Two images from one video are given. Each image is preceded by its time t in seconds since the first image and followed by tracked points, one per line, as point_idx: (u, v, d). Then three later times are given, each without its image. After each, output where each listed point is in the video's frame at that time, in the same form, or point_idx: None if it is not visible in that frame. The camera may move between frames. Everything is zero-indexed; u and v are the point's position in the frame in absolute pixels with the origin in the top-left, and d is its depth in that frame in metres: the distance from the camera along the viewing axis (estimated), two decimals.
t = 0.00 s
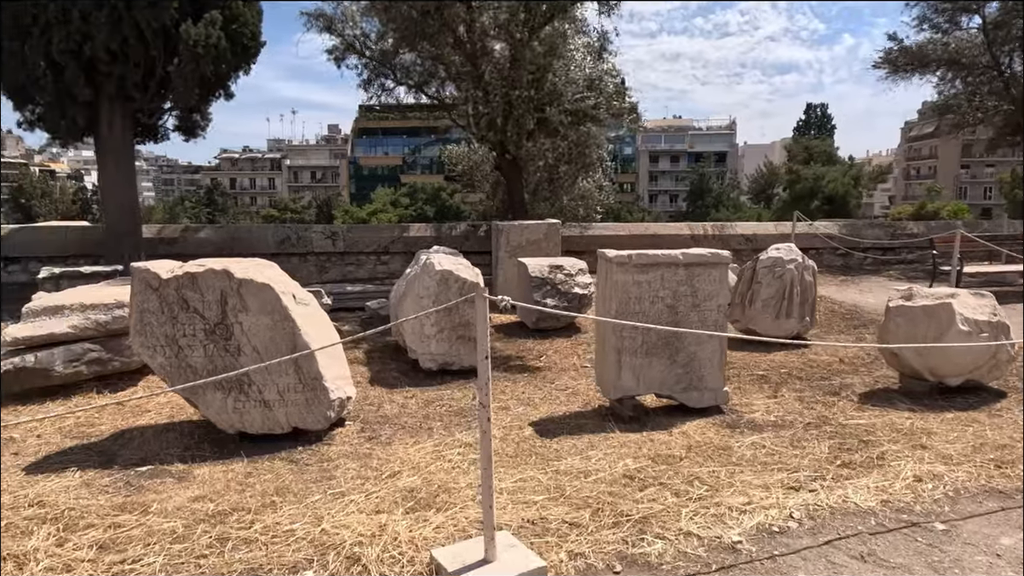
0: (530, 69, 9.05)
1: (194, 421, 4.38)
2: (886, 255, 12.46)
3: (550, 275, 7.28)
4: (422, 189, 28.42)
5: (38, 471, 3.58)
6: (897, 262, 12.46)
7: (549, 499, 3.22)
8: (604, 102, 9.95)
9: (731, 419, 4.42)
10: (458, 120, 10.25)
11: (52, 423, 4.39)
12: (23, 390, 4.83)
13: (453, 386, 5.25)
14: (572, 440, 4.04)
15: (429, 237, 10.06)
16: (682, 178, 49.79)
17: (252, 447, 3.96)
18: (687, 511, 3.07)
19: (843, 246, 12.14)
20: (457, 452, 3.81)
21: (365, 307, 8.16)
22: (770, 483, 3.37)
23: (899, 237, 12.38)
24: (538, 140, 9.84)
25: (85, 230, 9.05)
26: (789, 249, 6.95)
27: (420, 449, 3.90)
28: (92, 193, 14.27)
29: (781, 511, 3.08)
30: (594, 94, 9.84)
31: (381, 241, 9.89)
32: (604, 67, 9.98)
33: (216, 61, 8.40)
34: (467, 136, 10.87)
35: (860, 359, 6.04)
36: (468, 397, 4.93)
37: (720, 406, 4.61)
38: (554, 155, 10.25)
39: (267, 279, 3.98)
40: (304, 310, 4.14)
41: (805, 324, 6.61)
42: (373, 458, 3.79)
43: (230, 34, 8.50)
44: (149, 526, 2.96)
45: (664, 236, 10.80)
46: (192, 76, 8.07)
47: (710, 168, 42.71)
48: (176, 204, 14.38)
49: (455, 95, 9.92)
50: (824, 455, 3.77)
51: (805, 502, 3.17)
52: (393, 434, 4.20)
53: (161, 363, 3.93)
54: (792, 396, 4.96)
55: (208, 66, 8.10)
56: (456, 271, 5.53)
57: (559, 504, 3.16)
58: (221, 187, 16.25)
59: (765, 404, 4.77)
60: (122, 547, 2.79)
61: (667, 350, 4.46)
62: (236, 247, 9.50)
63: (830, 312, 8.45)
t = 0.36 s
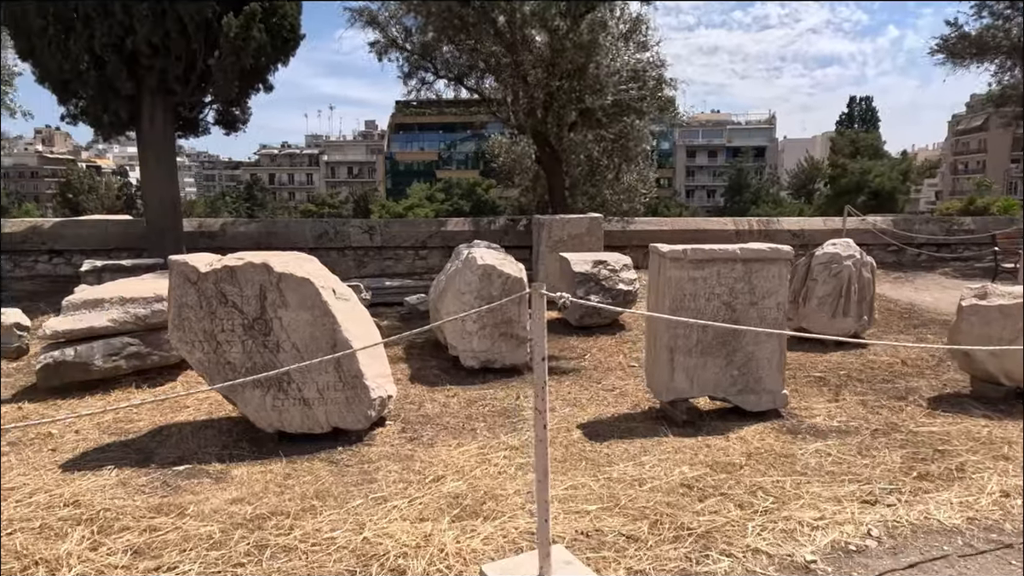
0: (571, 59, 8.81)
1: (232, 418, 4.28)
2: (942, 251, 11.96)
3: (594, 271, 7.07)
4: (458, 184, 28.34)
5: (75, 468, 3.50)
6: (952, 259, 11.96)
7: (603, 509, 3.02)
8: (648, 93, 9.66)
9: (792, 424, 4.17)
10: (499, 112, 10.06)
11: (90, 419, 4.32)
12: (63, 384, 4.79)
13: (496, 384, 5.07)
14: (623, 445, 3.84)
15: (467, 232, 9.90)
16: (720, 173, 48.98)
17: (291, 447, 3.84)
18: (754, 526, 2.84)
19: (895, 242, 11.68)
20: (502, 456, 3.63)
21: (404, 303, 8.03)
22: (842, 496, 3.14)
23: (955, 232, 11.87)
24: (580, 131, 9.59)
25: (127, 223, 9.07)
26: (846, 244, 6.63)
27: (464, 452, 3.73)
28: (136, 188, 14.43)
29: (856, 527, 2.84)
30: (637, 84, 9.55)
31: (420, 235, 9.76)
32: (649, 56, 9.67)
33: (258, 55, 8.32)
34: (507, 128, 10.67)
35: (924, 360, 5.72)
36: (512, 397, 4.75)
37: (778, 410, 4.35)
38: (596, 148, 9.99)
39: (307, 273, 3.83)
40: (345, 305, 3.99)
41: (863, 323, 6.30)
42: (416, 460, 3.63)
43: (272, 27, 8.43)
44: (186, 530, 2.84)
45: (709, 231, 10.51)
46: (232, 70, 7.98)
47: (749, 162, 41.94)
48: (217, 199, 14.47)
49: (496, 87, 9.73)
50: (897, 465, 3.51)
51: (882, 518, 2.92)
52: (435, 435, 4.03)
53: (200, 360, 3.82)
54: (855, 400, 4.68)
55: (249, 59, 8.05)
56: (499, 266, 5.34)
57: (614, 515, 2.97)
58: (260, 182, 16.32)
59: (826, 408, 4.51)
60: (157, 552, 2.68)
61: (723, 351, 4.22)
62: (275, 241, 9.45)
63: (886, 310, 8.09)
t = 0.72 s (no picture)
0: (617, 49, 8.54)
1: (275, 419, 4.14)
2: (1001, 249, 11.43)
3: (642, 269, 6.81)
4: (493, 180, 28.21)
5: (115, 471, 3.39)
6: (1013, 257, 11.43)
7: (670, 527, 2.81)
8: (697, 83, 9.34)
9: (865, 435, 3.89)
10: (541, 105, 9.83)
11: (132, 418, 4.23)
12: (106, 381, 4.72)
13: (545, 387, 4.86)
14: (684, 454, 3.61)
15: (508, 228, 9.70)
16: (759, 169, 48.08)
17: (335, 451, 3.68)
18: (839, 550, 2.61)
19: (952, 239, 11.19)
20: (557, 465, 3.43)
21: (445, 301, 7.87)
22: (931, 518, 2.88)
23: (1016, 229, 11.34)
24: (626, 124, 9.31)
25: (169, 219, 9.06)
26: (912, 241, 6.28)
27: (516, 460, 3.53)
28: (179, 184, 14.55)
29: (954, 554, 2.58)
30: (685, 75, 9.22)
31: (459, 231, 9.59)
32: (696, 45, 9.24)
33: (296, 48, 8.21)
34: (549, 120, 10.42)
35: (998, 366, 5.37)
36: (562, 402, 4.55)
37: (849, 419, 4.07)
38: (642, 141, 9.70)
39: (353, 270, 3.67)
40: (391, 304, 3.82)
41: (930, 325, 5.95)
42: (466, 468, 3.44)
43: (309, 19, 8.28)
44: (229, 541, 2.70)
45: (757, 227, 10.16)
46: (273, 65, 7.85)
47: (789, 158, 41.10)
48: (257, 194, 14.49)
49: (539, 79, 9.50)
50: (989, 483, 3.23)
51: (980, 544, 2.66)
52: (485, 441, 3.84)
53: (242, 359, 3.68)
54: (930, 409, 4.38)
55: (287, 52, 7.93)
56: (548, 263, 5.13)
57: (682, 534, 2.75)
58: (299, 178, 16.35)
59: (900, 417, 4.21)
60: (199, 565, 2.54)
61: (790, 355, 3.96)
62: (315, 237, 9.36)
63: (949, 311, 7.69)
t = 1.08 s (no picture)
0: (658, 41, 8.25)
1: (309, 424, 4.00)
2: None
3: (686, 268, 6.56)
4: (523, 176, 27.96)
5: (146, 479, 3.26)
6: None
7: (734, 554, 2.60)
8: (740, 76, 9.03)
9: (935, 450, 3.62)
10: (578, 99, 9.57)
11: (164, 421, 4.12)
12: (139, 382, 4.64)
13: (588, 392, 4.66)
14: (741, 468, 3.38)
15: (543, 224, 9.50)
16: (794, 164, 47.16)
17: (372, 460, 3.52)
18: None
19: (1006, 237, 10.73)
20: (605, 480, 3.23)
21: (480, 299, 7.70)
22: (1020, 549, 2.64)
23: None
24: (666, 118, 9.05)
25: (204, 215, 9.01)
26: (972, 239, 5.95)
27: (562, 472, 3.34)
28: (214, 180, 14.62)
29: None
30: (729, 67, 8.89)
31: (494, 228, 9.41)
32: (741, 36, 8.93)
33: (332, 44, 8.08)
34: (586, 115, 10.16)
35: None
36: (607, 409, 4.34)
37: (916, 433, 3.80)
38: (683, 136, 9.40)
39: (391, 271, 3.50)
40: (431, 306, 3.65)
41: (993, 329, 5.63)
42: (509, 482, 3.25)
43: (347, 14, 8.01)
44: (263, 561, 2.56)
45: (801, 224, 9.83)
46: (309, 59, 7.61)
47: (825, 152, 40.23)
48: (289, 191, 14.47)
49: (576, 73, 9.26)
50: None
51: None
52: (528, 450, 3.65)
53: (277, 363, 3.54)
54: (1004, 421, 4.08)
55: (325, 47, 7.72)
56: (591, 263, 4.91)
57: (747, 561, 2.55)
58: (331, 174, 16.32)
59: (972, 430, 3.93)
60: None
61: (853, 363, 3.71)
62: (348, 234, 9.26)
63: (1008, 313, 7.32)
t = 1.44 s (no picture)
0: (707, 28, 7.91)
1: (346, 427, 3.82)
2: None
3: (737, 264, 6.25)
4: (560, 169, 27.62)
5: (176, 485, 3.11)
6: None
7: None
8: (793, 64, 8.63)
9: None
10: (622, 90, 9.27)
11: (197, 421, 3.98)
12: (173, 379, 4.51)
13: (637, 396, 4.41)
14: (811, 484, 3.11)
15: (585, 218, 9.22)
16: (838, 156, 45.93)
17: (411, 467, 3.33)
18: None
19: None
20: (662, 496, 2.99)
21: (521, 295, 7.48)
22: None
23: None
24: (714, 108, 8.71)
25: (242, 208, 8.93)
26: None
27: (615, 486, 3.10)
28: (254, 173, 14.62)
29: None
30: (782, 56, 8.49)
31: (534, 221, 9.17)
32: (795, 22, 8.52)
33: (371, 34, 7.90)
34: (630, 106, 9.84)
35: None
36: (658, 415, 4.08)
37: (1001, 447, 3.48)
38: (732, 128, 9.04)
39: (433, 267, 3.30)
40: (475, 305, 3.43)
41: None
42: (558, 495, 3.03)
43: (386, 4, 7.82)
44: None
45: (855, 218, 9.39)
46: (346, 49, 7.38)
47: (871, 144, 39.07)
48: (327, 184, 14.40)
49: (619, 62, 8.95)
50: None
51: None
52: (576, 460, 3.42)
53: (312, 364, 3.37)
54: None
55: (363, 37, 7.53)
56: (640, 259, 4.65)
57: None
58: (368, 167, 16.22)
59: None
60: None
61: (931, 371, 3.40)
62: (386, 227, 9.10)
63: None
